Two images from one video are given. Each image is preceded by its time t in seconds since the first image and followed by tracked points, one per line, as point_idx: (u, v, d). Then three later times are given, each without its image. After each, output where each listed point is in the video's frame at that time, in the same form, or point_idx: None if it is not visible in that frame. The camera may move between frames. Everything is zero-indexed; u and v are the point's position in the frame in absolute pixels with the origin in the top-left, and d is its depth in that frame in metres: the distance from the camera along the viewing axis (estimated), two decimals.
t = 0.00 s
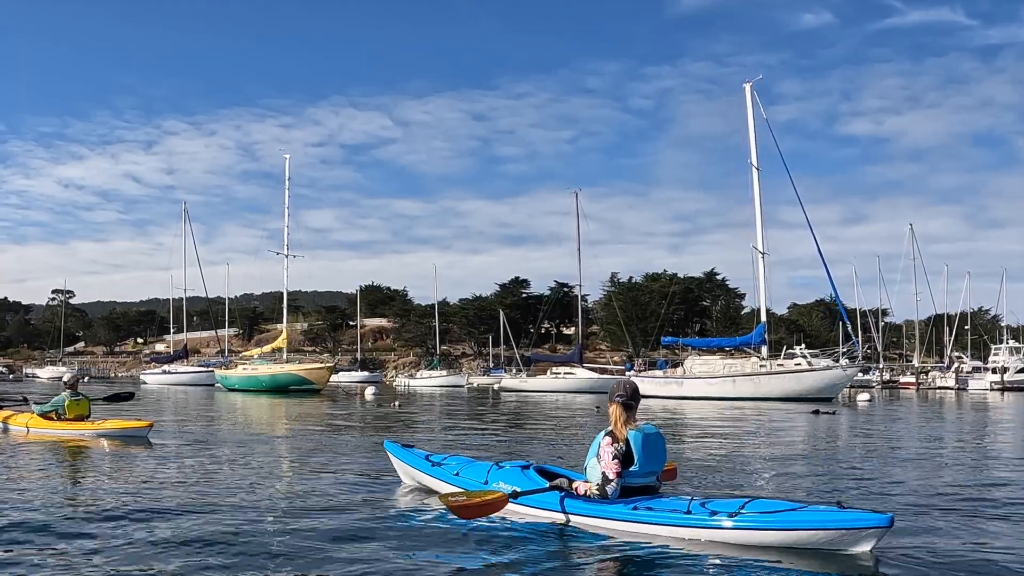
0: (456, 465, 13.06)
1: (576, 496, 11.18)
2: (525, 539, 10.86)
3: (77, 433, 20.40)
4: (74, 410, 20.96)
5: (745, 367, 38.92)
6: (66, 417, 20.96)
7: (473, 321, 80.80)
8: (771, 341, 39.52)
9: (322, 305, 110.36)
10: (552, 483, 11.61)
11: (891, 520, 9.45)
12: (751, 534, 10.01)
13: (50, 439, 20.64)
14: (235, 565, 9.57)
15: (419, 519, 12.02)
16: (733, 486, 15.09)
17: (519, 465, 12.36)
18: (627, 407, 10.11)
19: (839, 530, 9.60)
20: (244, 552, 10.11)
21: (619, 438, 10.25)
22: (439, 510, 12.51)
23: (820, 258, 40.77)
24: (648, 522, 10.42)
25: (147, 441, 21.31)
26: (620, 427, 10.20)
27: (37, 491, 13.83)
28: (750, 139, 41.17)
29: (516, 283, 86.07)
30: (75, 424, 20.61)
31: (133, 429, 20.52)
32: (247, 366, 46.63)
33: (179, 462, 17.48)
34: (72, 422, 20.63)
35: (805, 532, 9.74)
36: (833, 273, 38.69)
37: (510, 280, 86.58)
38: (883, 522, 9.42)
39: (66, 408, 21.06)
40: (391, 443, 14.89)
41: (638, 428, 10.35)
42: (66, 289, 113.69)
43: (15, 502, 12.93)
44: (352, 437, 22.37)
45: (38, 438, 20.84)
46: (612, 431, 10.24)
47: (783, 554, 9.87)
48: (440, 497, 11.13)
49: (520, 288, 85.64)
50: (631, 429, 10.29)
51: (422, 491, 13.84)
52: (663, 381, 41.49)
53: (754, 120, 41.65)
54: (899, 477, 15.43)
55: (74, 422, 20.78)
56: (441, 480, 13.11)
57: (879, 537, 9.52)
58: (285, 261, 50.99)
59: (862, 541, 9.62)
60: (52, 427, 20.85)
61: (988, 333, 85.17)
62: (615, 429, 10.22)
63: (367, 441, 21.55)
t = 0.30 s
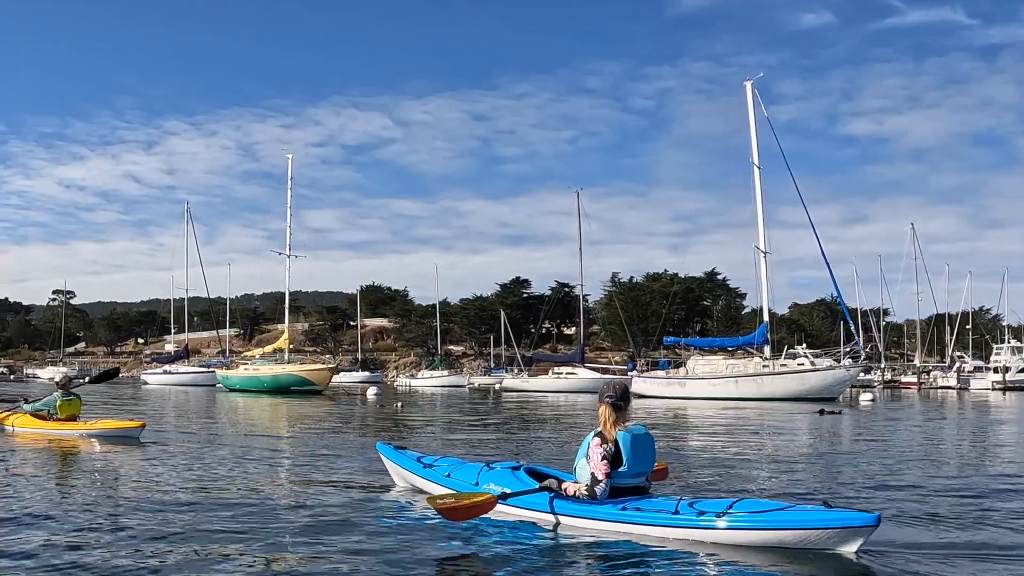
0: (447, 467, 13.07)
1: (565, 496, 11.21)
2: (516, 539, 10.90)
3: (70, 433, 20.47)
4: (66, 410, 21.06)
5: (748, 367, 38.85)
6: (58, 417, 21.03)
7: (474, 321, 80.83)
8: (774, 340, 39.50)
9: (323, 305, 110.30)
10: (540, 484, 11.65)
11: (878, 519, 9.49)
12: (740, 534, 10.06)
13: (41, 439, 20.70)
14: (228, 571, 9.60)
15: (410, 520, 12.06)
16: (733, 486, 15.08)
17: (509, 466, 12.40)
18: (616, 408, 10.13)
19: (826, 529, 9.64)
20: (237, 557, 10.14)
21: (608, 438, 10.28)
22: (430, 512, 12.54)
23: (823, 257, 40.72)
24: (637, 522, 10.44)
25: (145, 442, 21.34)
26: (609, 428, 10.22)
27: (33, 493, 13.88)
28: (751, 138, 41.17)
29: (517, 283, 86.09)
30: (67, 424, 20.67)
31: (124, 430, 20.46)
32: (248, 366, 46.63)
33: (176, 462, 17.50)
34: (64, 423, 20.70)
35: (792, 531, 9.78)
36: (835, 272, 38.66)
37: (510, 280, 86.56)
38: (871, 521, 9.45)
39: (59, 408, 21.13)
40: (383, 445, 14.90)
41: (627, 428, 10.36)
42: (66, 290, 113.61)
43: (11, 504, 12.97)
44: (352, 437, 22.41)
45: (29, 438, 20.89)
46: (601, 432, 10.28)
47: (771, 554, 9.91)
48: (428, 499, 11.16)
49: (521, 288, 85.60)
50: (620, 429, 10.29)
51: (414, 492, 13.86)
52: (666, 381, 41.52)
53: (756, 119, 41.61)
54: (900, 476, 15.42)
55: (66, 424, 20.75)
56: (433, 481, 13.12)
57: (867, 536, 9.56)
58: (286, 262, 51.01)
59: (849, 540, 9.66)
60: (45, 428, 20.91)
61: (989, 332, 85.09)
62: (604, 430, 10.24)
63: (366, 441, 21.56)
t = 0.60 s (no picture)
0: (441, 468, 13.08)
1: (557, 497, 11.21)
2: (509, 538, 10.89)
3: (63, 434, 20.55)
4: (59, 410, 21.16)
5: (752, 368, 38.81)
6: (51, 418, 21.12)
7: (475, 321, 80.82)
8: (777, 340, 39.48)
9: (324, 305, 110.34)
10: (533, 485, 11.66)
11: (868, 517, 9.50)
12: (731, 533, 10.07)
13: (35, 439, 20.77)
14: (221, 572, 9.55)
15: (404, 520, 12.08)
16: (736, 487, 15.05)
17: (503, 467, 12.41)
18: (607, 408, 10.13)
19: (816, 527, 9.67)
20: (230, 559, 10.10)
21: (598, 439, 10.27)
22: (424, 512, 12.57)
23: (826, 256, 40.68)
24: (628, 521, 10.43)
25: (146, 443, 21.29)
26: (601, 428, 10.22)
27: (29, 494, 13.87)
28: (754, 137, 41.17)
29: (519, 283, 86.07)
30: (60, 425, 20.75)
31: (116, 432, 20.42)
32: (250, 366, 46.64)
33: (176, 463, 17.49)
34: (58, 423, 20.78)
35: (783, 530, 9.81)
36: (837, 271, 38.62)
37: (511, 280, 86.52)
38: (860, 519, 9.49)
39: (52, 409, 21.21)
40: (379, 447, 14.90)
41: (618, 428, 10.36)
42: (67, 290, 113.47)
43: (8, 504, 12.96)
44: (353, 438, 22.44)
45: (21, 438, 20.97)
46: (592, 432, 10.26)
47: (761, 552, 9.93)
48: (419, 498, 11.20)
49: (522, 288, 85.60)
50: (611, 430, 10.30)
51: (408, 494, 13.87)
52: (670, 382, 41.51)
53: (758, 118, 41.61)
54: (902, 476, 15.38)
55: (59, 424, 20.76)
56: (427, 482, 13.14)
57: (857, 533, 9.60)
58: (289, 262, 51.06)
59: (839, 537, 9.69)
60: (38, 428, 20.99)
61: (991, 332, 85.00)
62: (594, 431, 10.24)
63: (367, 441, 21.59)
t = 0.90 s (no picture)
0: (435, 468, 13.10)
1: (549, 495, 11.28)
2: (504, 538, 10.95)
3: (56, 434, 20.59)
4: (53, 410, 21.22)
5: (755, 367, 38.78)
6: (45, 418, 21.18)
7: (476, 321, 80.82)
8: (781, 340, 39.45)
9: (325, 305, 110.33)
10: (525, 484, 11.71)
11: (857, 516, 9.62)
12: (721, 532, 10.16)
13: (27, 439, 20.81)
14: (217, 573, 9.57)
15: (399, 521, 12.12)
16: (741, 486, 15.05)
17: (496, 467, 12.41)
18: (599, 408, 10.10)
19: (805, 527, 9.76)
20: (227, 559, 10.12)
21: (590, 439, 10.29)
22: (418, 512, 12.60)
23: (830, 256, 40.65)
24: (619, 520, 10.51)
25: (146, 444, 21.29)
26: (592, 428, 10.24)
27: (27, 495, 13.87)
28: (756, 136, 41.18)
29: (520, 283, 86.02)
30: (54, 425, 20.81)
31: (109, 432, 20.52)
32: (252, 367, 46.63)
33: (176, 464, 17.53)
34: (51, 424, 20.85)
35: (773, 529, 9.90)
36: (841, 271, 38.62)
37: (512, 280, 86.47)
38: (849, 518, 9.60)
39: (45, 409, 21.26)
40: (375, 447, 14.93)
41: (609, 429, 10.40)
42: (68, 290, 113.32)
43: (8, 505, 13.01)
44: (354, 438, 22.48)
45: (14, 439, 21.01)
46: (584, 432, 10.27)
47: (752, 551, 10.01)
48: (411, 496, 11.24)
49: (523, 287, 85.56)
50: (603, 430, 10.32)
51: (402, 493, 13.90)
52: (673, 382, 41.50)
53: (761, 118, 41.58)
54: (906, 476, 15.36)
55: (52, 425, 20.87)
56: (420, 482, 13.16)
57: (845, 533, 9.70)
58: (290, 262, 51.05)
59: (827, 536, 9.78)
60: (30, 429, 21.04)
61: (993, 332, 84.92)
62: (587, 430, 10.24)
63: (368, 442, 21.62)
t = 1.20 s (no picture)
0: (430, 465, 13.17)
1: (542, 493, 11.38)
2: (499, 534, 11.03)
3: (46, 435, 20.67)
4: (45, 411, 21.36)
5: (759, 367, 38.76)
6: (37, 418, 21.30)
7: (477, 322, 80.91)
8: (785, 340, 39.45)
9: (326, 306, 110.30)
10: (518, 481, 11.83)
11: (847, 512, 9.78)
12: (713, 528, 10.26)
13: (17, 438, 20.90)
14: (212, 569, 9.62)
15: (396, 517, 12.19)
16: (746, 486, 15.07)
17: (490, 464, 12.48)
18: (593, 405, 10.23)
19: (795, 523, 9.89)
20: (223, 556, 10.18)
21: (584, 435, 10.47)
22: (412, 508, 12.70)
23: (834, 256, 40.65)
24: (611, 516, 10.58)
25: (148, 444, 21.33)
26: (586, 425, 10.40)
27: (28, 493, 13.94)
28: (760, 136, 41.18)
29: (521, 283, 86.03)
30: (44, 426, 20.91)
31: (97, 431, 20.50)
32: (254, 368, 46.61)
33: (178, 463, 17.64)
34: (41, 425, 20.95)
35: (763, 526, 10.03)
36: (846, 271, 38.59)
37: (514, 281, 86.48)
38: (838, 514, 9.75)
39: (38, 410, 21.42)
40: (370, 445, 15.04)
41: (602, 426, 10.56)
42: (68, 291, 113.19)
43: (12, 503, 13.11)
44: (357, 438, 22.58)
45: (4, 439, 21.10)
46: (577, 429, 10.46)
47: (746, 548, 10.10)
48: (403, 492, 11.37)
49: (524, 288, 85.56)
50: (596, 426, 10.49)
51: (397, 490, 14.01)
52: (676, 382, 41.51)
53: (764, 117, 41.59)
54: (910, 475, 15.36)
55: (43, 424, 21.03)
56: (415, 479, 13.24)
57: (835, 529, 9.83)
58: (292, 262, 51.07)
59: (818, 533, 9.91)
60: (19, 429, 21.12)
61: (994, 332, 84.94)
62: (580, 427, 10.42)
63: (371, 442, 21.73)
